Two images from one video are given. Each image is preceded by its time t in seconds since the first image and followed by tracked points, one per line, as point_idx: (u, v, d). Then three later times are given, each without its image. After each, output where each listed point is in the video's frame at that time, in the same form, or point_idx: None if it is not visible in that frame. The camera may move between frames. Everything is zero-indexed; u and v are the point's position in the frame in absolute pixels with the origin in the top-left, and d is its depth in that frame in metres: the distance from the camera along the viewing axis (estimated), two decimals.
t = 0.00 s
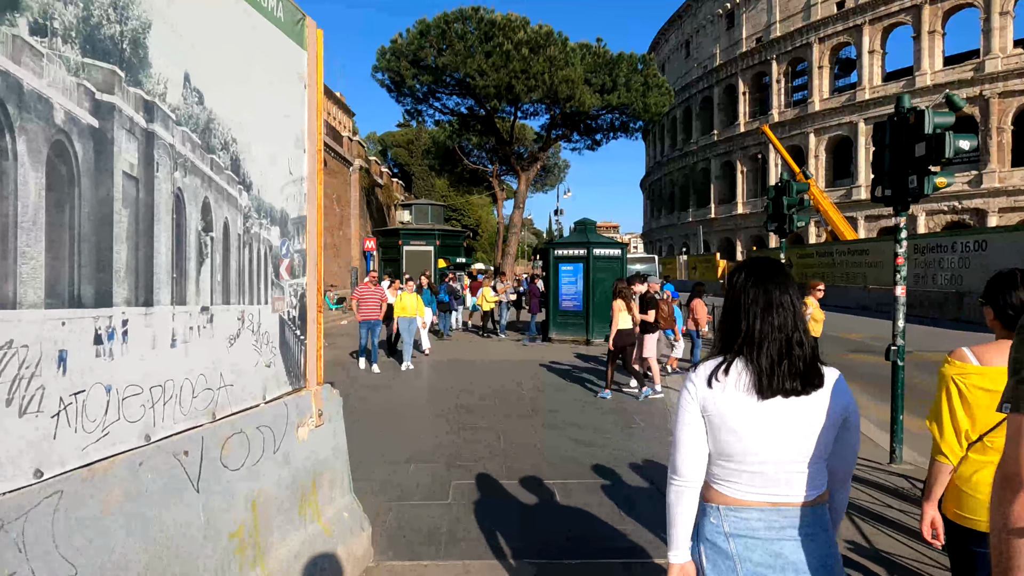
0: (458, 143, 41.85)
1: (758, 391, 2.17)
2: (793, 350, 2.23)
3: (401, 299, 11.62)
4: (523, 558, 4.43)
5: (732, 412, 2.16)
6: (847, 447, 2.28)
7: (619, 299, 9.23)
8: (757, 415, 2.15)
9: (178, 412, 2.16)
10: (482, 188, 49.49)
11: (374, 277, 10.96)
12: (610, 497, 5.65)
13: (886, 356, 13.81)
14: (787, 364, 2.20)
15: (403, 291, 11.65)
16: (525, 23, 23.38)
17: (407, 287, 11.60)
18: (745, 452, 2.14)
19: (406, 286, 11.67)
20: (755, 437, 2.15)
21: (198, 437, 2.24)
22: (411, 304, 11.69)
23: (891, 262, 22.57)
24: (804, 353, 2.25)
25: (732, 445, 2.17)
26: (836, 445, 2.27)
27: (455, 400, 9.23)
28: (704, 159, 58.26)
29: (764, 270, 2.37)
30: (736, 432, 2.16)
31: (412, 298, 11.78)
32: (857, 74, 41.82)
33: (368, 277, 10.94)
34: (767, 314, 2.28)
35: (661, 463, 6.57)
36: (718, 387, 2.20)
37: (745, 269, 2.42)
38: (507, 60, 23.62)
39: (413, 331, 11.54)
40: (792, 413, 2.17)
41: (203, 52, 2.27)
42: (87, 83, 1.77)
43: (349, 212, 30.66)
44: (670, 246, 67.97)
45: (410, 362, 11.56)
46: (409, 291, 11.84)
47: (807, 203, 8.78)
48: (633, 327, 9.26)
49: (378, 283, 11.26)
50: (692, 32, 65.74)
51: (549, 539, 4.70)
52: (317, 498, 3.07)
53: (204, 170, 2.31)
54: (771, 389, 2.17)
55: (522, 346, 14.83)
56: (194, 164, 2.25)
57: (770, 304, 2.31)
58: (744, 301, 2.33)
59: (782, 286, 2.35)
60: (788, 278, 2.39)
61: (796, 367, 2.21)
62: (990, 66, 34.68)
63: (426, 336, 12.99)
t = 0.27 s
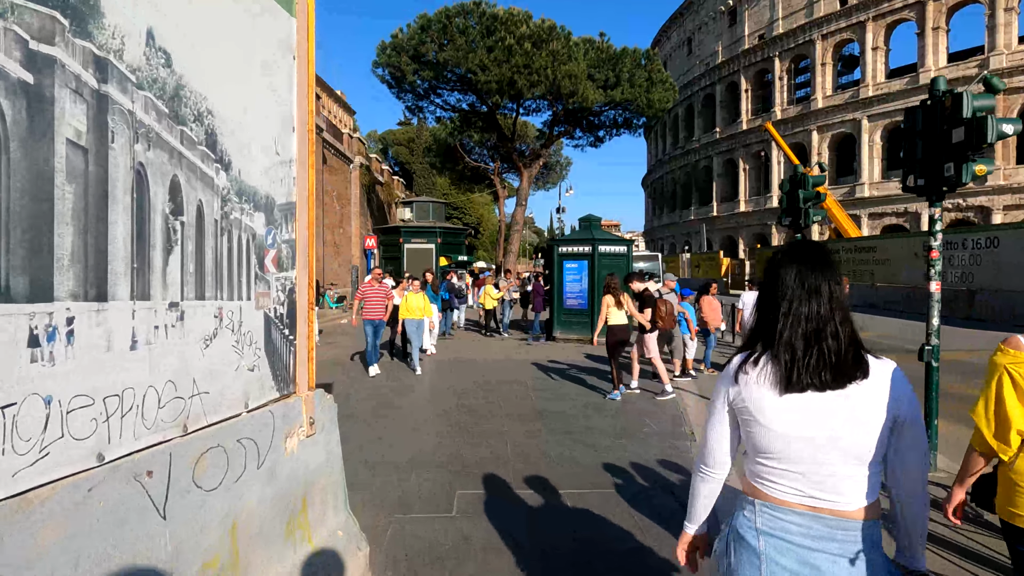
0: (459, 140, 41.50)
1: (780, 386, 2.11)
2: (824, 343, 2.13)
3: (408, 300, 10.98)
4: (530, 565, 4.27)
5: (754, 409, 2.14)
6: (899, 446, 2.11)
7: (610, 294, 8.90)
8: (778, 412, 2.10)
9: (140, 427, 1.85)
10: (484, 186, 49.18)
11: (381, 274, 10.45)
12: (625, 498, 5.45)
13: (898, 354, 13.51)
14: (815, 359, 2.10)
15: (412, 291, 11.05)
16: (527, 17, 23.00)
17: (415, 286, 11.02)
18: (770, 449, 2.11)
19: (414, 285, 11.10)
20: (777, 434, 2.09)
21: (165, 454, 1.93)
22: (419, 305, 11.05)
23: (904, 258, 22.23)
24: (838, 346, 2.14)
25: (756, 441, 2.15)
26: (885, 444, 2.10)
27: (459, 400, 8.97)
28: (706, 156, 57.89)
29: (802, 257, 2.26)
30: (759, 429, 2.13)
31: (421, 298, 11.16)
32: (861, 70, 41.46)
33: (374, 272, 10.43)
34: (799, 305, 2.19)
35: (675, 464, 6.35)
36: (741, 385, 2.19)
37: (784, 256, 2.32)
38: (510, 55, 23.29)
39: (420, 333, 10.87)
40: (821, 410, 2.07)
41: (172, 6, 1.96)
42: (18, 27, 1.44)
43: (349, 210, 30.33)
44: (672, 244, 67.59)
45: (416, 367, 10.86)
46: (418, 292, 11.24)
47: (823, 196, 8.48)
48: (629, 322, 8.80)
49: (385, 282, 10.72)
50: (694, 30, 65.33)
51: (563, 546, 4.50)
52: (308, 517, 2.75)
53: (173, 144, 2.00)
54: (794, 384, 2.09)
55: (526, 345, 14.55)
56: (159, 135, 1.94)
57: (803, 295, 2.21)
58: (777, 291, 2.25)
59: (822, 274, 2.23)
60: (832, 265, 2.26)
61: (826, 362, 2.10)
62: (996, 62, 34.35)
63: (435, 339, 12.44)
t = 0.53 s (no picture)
0: (460, 138, 41.21)
1: (825, 412, 1.90)
2: (876, 370, 1.91)
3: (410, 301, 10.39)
4: (538, 575, 4.19)
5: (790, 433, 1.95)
6: (965, 483, 1.87)
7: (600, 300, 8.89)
8: (815, 438, 1.90)
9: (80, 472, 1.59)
10: (484, 185, 48.85)
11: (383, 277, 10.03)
12: (639, 507, 5.29)
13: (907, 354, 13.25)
14: (862, 385, 1.89)
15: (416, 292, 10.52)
16: (529, 14, 22.65)
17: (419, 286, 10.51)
18: (810, 477, 1.90)
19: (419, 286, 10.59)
20: (820, 468, 1.89)
21: (114, 500, 1.66)
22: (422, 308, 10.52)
23: (910, 258, 21.96)
24: (893, 373, 1.92)
25: (792, 470, 1.95)
26: (945, 481, 1.87)
27: (462, 404, 8.75)
28: (708, 155, 57.52)
29: (859, 273, 2.05)
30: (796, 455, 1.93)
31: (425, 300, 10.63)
32: (863, 68, 41.13)
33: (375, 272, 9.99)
34: (851, 325, 1.98)
35: (686, 470, 6.18)
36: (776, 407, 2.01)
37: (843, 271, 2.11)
38: (511, 51, 22.97)
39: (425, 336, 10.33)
40: (867, 443, 1.85)
41: None
42: None
43: (349, 209, 30.05)
44: (674, 243, 67.24)
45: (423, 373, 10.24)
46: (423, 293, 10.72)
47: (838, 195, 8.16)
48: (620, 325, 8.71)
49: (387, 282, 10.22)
50: (696, 28, 64.95)
51: (578, 560, 4.35)
52: (289, 557, 2.46)
53: (123, 135, 1.70)
54: (839, 410, 1.88)
55: (528, 347, 14.24)
56: (108, 128, 1.66)
57: (858, 315, 1.99)
58: (825, 309, 2.05)
59: (882, 293, 2.01)
60: (896, 285, 2.03)
61: (878, 389, 1.88)
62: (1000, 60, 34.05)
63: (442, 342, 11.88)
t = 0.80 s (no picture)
0: (459, 136, 40.89)
1: (891, 411, 1.74)
2: (944, 366, 1.78)
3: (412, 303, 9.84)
4: None
5: (846, 424, 1.77)
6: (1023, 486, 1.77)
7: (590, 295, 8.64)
8: (879, 435, 1.74)
9: None
10: (484, 184, 48.57)
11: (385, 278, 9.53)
12: (647, 515, 5.07)
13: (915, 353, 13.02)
14: (932, 383, 1.75)
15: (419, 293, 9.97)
16: (528, 9, 22.33)
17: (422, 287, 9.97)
18: (863, 483, 1.76)
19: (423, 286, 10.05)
20: (881, 473, 1.74)
21: (4, 536, 1.52)
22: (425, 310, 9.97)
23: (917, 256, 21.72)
24: (960, 369, 1.79)
25: (846, 473, 1.78)
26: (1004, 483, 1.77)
27: (462, 406, 8.54)
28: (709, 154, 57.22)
29: (928, 256, 1.87)
30: (850, 450, 1.76)
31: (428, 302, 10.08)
32: (865, 67, 40.83)
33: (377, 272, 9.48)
34: (913, 316, 1.82)
35: (692, 471, 6.01)
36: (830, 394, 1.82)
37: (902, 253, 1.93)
38: (510, 47, 22.65)
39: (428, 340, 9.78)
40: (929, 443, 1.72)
41: None
42: None
43: (347, 208, 29.76)
44: (674, 243, 66.93)
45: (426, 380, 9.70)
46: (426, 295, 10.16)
47: (849, 190, 7.82)
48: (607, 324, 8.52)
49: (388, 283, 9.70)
50: (697, 27, 64.65)
51: (585, 567, 4.21)
52: None
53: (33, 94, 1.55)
54: (906, 406, 1.73)
55: (528, 347, 13.98)
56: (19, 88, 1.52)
57: (929, 302, 1.82)
58: (888, 294, 1.87)
59: (949, 279, 1.84)
60: (962, 271, 1.87)
61: (946, 388, 1.75)
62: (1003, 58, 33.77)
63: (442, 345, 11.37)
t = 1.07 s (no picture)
0: (455, 135, 40.60)
1: (961, 438, 1.54)
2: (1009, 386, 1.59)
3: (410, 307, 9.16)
4: None
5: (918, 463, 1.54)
6: None
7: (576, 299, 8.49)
8: (958, 470, 1.53)
9: None
10: (480, 184, 48.29)
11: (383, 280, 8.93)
12: (650, 527, 4.86)
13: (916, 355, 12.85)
14: (1000, 409, 1.56)
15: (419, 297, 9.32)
16: (525, 7, 22.06)
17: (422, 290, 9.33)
18: (929, 526, 1.54)
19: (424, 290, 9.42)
20: (949, 518, 1.53)
21: None
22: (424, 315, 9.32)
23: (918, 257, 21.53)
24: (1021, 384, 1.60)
25: (909, 516, 1.56)
26: None
27: (457, 410, 8.35)
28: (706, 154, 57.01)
29: (963, 266, 1.66)
30: (921, 493, 1.54)
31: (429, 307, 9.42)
32: (862, 67, 40.68)
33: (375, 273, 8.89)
34: (964, 330, 1.61)
35: (693, 477, 5.87)
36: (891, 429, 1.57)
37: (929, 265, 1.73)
38: (507, 45, 22.37)
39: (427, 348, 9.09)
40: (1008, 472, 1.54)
41: None
42: None
43: (342, 208, 29.45)
44: (671, 243, 66.69)
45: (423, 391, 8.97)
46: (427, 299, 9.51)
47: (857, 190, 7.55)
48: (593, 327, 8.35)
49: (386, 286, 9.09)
50: (694, 27, 64.47)
51: None
52: None
53: None
54: (979, 436, 1.54)
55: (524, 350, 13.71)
56: None
57: (979, 317, 1.62)
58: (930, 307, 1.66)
59: (988, 288, 1.64)
60: (998, 274, 1.67)
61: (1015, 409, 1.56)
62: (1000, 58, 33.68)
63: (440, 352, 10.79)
